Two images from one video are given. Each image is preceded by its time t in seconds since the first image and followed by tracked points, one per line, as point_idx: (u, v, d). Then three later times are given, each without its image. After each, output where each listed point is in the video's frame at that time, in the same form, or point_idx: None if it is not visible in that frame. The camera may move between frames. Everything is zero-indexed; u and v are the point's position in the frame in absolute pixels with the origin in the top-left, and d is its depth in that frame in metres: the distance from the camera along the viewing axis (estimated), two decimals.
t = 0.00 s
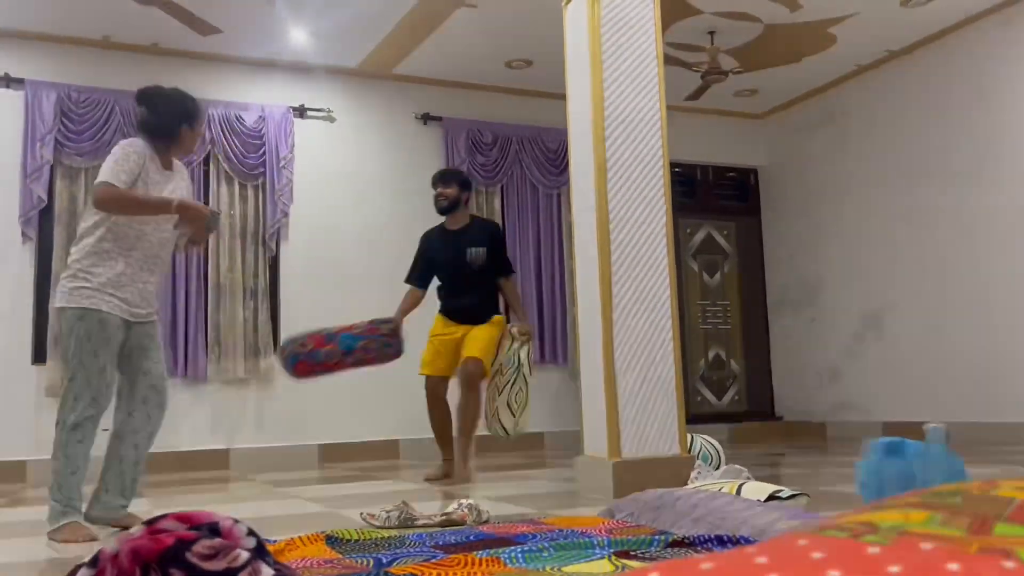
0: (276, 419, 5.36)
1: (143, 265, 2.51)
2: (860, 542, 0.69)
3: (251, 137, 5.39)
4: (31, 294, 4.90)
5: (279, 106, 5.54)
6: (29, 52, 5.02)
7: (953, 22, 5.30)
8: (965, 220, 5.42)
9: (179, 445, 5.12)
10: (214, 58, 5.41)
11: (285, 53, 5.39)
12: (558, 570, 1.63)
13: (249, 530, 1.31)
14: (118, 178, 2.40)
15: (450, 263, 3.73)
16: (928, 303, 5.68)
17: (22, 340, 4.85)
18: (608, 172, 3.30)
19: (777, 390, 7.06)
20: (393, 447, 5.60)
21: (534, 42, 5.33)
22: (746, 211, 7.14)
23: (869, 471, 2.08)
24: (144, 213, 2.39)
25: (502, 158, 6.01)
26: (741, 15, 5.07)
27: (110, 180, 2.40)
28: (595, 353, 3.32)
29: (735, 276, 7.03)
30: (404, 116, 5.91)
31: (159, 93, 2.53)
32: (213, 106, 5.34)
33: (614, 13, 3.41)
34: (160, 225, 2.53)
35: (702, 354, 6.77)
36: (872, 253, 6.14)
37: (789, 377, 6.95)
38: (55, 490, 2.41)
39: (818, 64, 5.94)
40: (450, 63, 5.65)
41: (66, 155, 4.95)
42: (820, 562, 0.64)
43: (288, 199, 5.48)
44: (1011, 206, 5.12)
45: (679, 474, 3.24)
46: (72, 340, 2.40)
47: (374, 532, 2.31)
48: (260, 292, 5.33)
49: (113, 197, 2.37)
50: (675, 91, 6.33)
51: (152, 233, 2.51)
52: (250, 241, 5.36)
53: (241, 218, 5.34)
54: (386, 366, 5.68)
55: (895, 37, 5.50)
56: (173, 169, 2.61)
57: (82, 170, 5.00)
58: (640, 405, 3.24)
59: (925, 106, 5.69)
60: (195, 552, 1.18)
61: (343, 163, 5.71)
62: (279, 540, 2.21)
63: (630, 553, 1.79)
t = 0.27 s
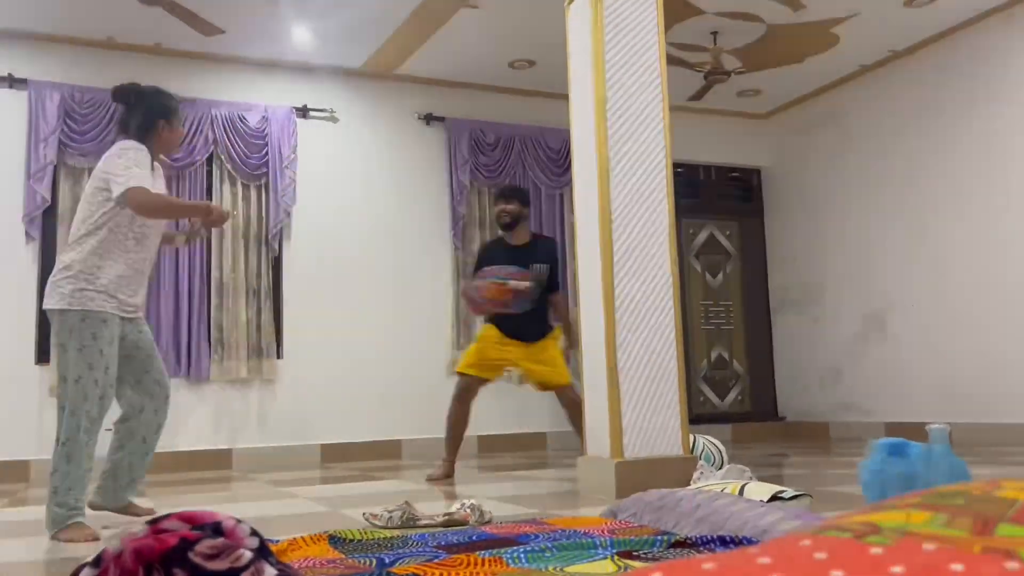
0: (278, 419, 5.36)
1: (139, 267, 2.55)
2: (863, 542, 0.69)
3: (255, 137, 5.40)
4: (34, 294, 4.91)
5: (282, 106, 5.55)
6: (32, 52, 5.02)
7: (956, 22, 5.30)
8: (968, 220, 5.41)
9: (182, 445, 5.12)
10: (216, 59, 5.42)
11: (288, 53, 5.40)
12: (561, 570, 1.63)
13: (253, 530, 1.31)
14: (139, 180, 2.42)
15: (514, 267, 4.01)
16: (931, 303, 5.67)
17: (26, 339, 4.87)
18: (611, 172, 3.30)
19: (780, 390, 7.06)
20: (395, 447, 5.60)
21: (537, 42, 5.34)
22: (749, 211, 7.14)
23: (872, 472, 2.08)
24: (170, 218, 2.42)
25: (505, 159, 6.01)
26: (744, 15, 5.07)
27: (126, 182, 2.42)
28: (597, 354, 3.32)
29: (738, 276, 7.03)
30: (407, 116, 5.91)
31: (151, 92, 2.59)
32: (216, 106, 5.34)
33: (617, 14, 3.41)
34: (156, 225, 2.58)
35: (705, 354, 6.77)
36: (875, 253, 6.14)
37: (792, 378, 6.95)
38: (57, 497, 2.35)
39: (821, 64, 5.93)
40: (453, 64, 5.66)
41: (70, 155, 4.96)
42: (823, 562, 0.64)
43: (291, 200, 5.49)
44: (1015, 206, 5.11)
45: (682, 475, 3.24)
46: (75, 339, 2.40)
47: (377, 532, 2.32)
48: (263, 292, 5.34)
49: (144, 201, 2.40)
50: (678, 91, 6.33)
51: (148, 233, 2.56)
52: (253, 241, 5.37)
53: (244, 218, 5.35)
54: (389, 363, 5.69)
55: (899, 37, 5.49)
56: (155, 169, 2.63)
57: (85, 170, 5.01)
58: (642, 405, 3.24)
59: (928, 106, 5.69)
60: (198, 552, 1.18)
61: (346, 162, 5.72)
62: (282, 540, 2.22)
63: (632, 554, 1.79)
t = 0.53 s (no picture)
0: (280, 418, 5.37)
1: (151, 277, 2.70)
2: (864, 543, 0.69)
3: (256, 137, 5.40)
4: (37, 294, 4.91)
5: (284, 106, 5.56)
6: (34, 52, 5.03)
7: (958, 22, 5.29)
8: (970, 221, 5.41)
9: (184, 444, 5.12)
10: (218, 58, 5.42)
11: (290, 53, 5.41)
12: (562, 570, 1.63)
13: (254, 529, 1.31)
14: (159, 195, 2.56)
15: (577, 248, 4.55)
16: (933, 303, 5.67)
17: (28, 339, 4.87)
18: (612, 171, 3.30)
19: (782, 390, 7.06)
20: (396, 447, 5.60)
21: (538, 42, 5.34)
22: (751, 211, 7.13)
23: (874, 472, 2.08)
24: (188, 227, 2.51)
25: (506, 159, 6.01)
26: (745, 15, 5.07)
27: (147, 196, 2.56)
28: (599, 354, 3.32)
29: (740, 276, 7.03)
30: (408, 116, 5.91)
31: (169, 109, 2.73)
32: (218, 106, 5.35)
33: (619, 13, 3.41)
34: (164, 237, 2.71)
35: (706, 354, 6.77)
36: (877, 254, 6.13)
37: (794, 378, 6.95)
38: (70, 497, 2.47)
39: (823, 64, 5.93)
40: (454, 64, 5.66)
41: (72, 155, 4.97)
42: (824, 563, 0.64)
43: (292, 199, 5.49)
44: (1017, 206, 5.10)
45: (684, 474, 3.24)
46: (93, 345, 2.56)
47: (379, 531, 2.32)
48: (264, 292, 5.34)
49: (169, 210, 2.52)
50: (680, 91, 6.33)
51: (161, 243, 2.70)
52: (255, 240, 5.37)
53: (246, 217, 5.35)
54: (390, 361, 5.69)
55: (901, 37, 5.49)
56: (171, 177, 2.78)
57: (87, 170, 5.02)
58: (644, 405, 3.24)
59: (930, 106, 5.68)
60: (200, 551, 1.18)
61: (348, 162, 5.72)
62: (284, 540, 2.22)
63: (634, 554, 1.79)
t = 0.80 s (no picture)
0: (281, 418, 5.37)
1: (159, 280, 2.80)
2: (865, 542, 0.69)
3: (257, 136, 5.41)
4: (38, 293, 4.92)
5: (285, 105, 5.56)
6: (36, 51, 5.03)
7: (958, 21, 5.29)
8: (971, 220, 5.41)
9: (185, 444, 5.13)
10: (219, 57, 5.42)
11: (290, 53, 5.41)
12: (563, 569, 1.63)
13: (255, 528, 1.31)
14: (177, 196, 2.71)
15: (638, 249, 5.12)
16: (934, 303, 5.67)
17: (29, 338, 4.87)
18: (613, 170, 3.30)
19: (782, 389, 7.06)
20: (397, 446, 5.60)
21: (539, 42, 5.35)
22: (752, 210, 7.14)
23: (874, 472, 2.08)
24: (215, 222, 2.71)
25: (507, 158, 6.01)
26: (747, 15, 5.07)
27: (165, 198, 2.70)
28: (600, 353, 3.32)
29: (740, 276, 7.03)
30: (409, 115, 5.91)
31: (183, 118, 2.83)
32: (219, 105, 5.35)
33: (620, 12, 3.41)
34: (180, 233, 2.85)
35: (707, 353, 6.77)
36: (877, 253, 6.13)
37: (795, 377, 6.95)
38: (102, 493, 2.66)
39: (824, 63, 5.93)
40: (455, 63, 5.66)
41: (73, 154, 4.97)
42: (825, 563, 0.65)
43: (293, 198, 5.49)
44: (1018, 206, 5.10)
45: (684, 474, 3.24)
46: (108, 348, 2.67)
47: (379, 530, 2.32)
48: (265, 291, 5.33)
49: (189, 209, 2.70)
50: (681, 91, 6.33)
51: (172, 244, 2.82)
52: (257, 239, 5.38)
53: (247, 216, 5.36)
54: (391, 361, 5.69)
55: (902, 37, 5.49)
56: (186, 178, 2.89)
57: (88, 169, 5.02)
58: (645, 404, 3.24)
59: (930, 106, 5.69)
60: (202, 550, 1.18)
61: (349, 161, 5.72)
62: (285, 539, 2.22)
63: (634, 553, 1.79)
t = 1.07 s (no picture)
0: (281, 416, 5.37)
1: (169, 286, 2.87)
2: (870, 539, 0.69)
3: (258, 135, 5.40)
4: (38, 291, 4.91)
5: (285, 104, 5.55)
6: (36, 50, 5.03)
7: (959, 21, 5.29)
8: (972, 219, 5.40)
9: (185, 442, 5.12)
10: (219, 56, 5.41)
11: (290, 52, 5.41)
12: (564, 567, 1.63)
13: (256, 526, 1.31)
14: (190, 207, 2.78)
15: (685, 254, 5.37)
16: (934, 302, 5.66)
17: (29, 336, 4.87)
18: (613, 169, 3.30)
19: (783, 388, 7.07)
20: (397, 445, 5.61)
21: (539, 41, 5.34)
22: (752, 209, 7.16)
23: (876, 471, 2.07)
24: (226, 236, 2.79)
25: (507, 157, 6.01)
26: (748, 14, 5.06)
27: (180, 210, 2.77)
28: (600, 351, 3.32)
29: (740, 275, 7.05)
30: (410, 114, 5.91)
31: (203, 131, 2.94)
32: (219, 103, 5.35)
33: (621, 10, 3.41)
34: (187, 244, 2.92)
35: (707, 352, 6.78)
36: (878, 252, 6.13)
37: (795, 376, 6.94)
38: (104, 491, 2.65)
39: (824, 62, 5.92)
40: (456, 61, 5.66)
41: (73, 152, 4.97)
42: (830, 559, 0.64)
43: (294, 197, 5.49)
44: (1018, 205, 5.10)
45: (685, 473, 3.24)
46: (122, 347, 2.70)
47: (380, 529, 2.32)
48: (265, 290, 5.33)
49: (202, 220, 2.75)
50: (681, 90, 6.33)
51: (182, 252, 2.90)
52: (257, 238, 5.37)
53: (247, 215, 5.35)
54: (391, 360, 5.69)
55: (903, 36, 5.48)
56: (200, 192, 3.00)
57: (88, 167, 5.02)
58: (645, 403, 3.24)
59: (931, 105, 5.68)
60: (203, 547, 1.18)
61: (349, 160, 5.72)
62: (285, 537, 2.22)
63: (635, 551, 1.79)
